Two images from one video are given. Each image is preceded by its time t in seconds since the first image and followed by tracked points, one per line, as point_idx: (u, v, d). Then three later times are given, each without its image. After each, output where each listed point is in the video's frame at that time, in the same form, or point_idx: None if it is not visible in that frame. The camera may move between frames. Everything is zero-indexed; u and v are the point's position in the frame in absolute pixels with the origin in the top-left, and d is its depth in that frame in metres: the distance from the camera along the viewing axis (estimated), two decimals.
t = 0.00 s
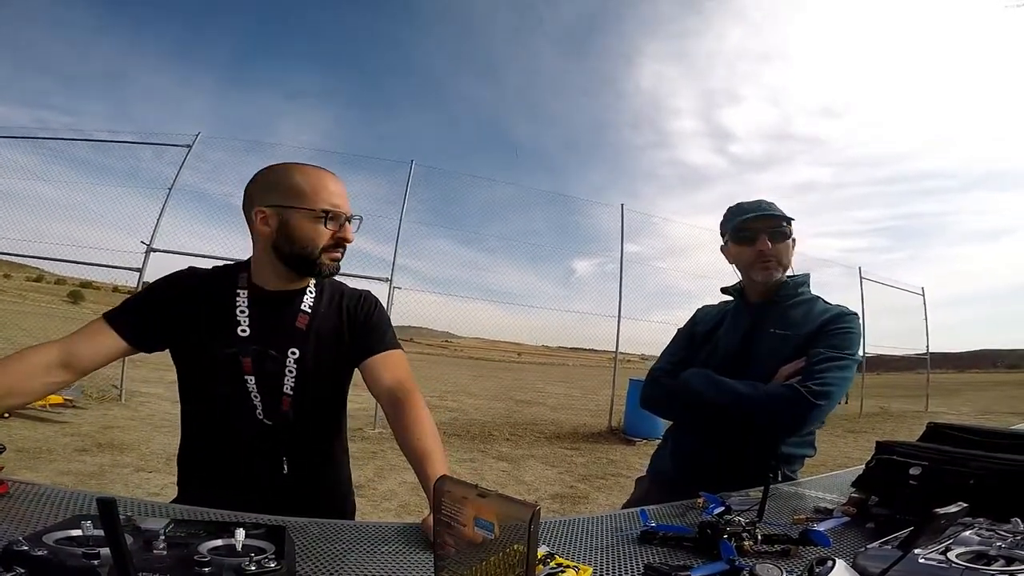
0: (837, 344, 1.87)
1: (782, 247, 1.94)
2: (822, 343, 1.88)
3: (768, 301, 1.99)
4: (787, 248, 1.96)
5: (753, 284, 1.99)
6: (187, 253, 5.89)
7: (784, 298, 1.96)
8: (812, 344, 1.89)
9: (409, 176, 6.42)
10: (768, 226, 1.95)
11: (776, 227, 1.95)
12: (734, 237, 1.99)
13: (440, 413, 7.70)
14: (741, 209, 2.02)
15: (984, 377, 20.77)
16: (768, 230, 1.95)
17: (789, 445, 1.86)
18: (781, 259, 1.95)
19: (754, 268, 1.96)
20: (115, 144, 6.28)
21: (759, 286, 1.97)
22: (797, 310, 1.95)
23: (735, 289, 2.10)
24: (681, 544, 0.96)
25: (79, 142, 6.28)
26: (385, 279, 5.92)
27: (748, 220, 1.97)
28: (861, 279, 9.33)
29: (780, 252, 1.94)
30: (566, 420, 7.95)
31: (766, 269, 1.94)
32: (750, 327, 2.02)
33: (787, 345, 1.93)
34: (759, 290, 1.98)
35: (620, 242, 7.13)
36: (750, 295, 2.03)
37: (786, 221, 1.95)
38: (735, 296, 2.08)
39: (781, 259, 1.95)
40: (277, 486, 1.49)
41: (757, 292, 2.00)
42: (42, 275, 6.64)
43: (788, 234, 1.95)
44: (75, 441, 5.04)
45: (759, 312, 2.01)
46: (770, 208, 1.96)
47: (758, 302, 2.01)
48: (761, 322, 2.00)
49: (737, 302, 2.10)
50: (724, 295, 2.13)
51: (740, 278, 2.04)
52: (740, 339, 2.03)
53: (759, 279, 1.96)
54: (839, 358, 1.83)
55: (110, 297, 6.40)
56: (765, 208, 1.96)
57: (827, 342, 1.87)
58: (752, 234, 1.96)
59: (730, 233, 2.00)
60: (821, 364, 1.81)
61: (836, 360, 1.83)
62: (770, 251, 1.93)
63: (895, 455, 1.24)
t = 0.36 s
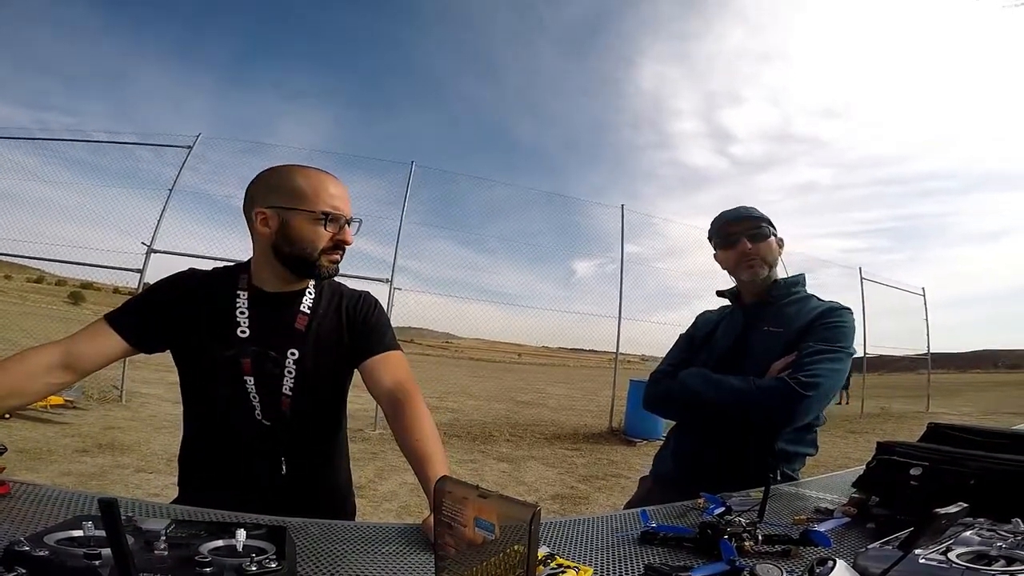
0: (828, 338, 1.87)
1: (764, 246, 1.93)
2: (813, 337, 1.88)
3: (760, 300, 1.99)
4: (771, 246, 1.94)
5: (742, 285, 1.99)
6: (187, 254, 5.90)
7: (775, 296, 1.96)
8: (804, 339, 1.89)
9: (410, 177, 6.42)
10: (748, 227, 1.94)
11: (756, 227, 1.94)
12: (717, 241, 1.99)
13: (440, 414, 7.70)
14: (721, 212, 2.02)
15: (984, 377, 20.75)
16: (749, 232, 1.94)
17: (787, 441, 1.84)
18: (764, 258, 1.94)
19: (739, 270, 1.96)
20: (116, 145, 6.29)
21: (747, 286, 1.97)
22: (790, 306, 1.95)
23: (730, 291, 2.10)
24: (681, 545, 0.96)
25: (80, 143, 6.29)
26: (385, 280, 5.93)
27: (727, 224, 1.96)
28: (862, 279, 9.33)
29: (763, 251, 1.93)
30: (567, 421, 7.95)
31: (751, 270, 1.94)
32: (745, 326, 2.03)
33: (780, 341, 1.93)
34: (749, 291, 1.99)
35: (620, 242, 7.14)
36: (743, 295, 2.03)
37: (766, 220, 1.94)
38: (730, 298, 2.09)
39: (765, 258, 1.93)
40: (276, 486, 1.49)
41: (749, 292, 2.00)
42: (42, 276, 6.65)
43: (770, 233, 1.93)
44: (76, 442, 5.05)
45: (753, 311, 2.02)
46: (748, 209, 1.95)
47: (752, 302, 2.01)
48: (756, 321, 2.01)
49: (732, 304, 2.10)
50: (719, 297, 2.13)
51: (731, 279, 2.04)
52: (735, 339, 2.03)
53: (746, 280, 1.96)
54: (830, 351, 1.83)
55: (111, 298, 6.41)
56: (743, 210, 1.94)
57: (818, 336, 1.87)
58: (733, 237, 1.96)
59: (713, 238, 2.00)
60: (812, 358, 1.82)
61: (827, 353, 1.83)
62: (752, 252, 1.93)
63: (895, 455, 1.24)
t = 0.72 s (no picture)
0: (825, 335, 1.87)
1: (763, 248, 1.93)
2: (810, 334, 1.88)
3: (757, 300, 1.99)
4: (769, 248, 1.94)
5: (739, 286, 2.00)
6: (188, 254, 5.90)
7: (770, 296, 1.96)
8: (801, 336, 1.90)
9: (411, 178, 6.42)
10: (749, 229, 1.93)
11: (757, 229, 1.93)
12: (717, 241, 1.99)
13: (440, 414, 7.70)
14: (721, 212, 2.01)
15: (984, 378, 20.75)
16: (749, 233, 1.93)
17: (787, 440, 1.82)
18: (763, 260, 1.94)
19: (738, 271, 1.96)
20: (116, 144, 6.28)
21: (744, 288, 1.97)
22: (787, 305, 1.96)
23: (727, 292, 2.10)
24: (682, 546, 0.96)
25: (81, 143, 6.29)
26: (385, 281, 5.92)
27: (728, 224, 1.95)
28: (863, 281, 9.33)
29: (762, 253, 1.93)
30: (567, 421, 7.95)
31: (750, 272, 1.94)
32: (743, 325, 2.03)
33: (777, 339, 1.93)
34: (746, 292, 1.99)
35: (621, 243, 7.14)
36: (740, 296, 2.03)
37: (765, 221, 1.93)
38: (728, 298, 2.08)
39: (763, 261, 1.93)
40: (276, 487, 1.49)
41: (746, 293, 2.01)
42: (43, 276, 6.65)
43: (769, 235, 1.93)
44: (76, 441, 5.04)
45: (750, 311, 2.02)
46: (747, 210, 1.94)
47: (749, 301, 2.01)
48: (753, 320, 2.01)
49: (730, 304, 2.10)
50: (717, 298, 2.13)
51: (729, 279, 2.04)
52: (733, 338, 2.03)
53: (744, 281, 1.96)
54: (828, 348, 1.84)
55: (111, 298, 6.41)
56: (743, 211, 1.93)
57: (815, 333, 1.88)
58: (732, 237, 1.95)
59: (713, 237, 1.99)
60: (810, 354, 1.82)
61: (824, 350, 1.83)
62: (751, 254, 1.92)
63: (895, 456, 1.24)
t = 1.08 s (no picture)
0: (816, 332, 1.86)
1: (764, 248, 1.94)
2: (801, 331, 1.87)
3: (753, 299, 1.99)
4: (770, 248, 1.95)
5: (737, 285, 2.01)
6: (187, 258, 5.90)
7: (770, 294, 1.95)
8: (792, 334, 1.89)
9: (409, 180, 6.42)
10: (751, 227, 1.93)
11: (759, 228, 1.93)
12: (718, 238, 1.99)
13: (440, 416, 7.70)
14: (725, 210, 2.01)
15: (984, 376, 20.75)
16: (751, 232, 1.93)
17: (776, 437, 1.82)
18: (763, 259, 1.94)
19: (737, 269, 1.97)
20: (115, 148, 6.28)
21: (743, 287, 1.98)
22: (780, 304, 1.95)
23: (726, 292, 2.10)
24: (683, 546, 0.96)
25: (79, 147, 6.28)
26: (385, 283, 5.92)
27: (730, 222, 1.95)
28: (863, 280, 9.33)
29: (763, 253, 1.94)
30: (567, 422, 7.94)
31: (749, 270, 1.95)
32: (739, 324, 2.03)
33: (770, 337, 1.93)
34: (745, 291, 2.00)
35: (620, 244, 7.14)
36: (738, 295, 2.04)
37: (768, 221, 1.93)
38: (726, 298, 2.09)
39: (763, 260, 1.94)
40: (274, 490, 1.49)
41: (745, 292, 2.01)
42: (42, 280, 6.64)
43: (770, 235, 1.94)
44: (76, 446, 5.04)
45: (745, 310, 2.02)
46: (751, 209, 1.93)
47: (746, 300, 2.01)
48: (748, 320, 2.01)
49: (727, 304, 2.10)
50: (716, 298, 2.14)
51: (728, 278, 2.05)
52: (729, 337, 2.04)
53: (743, 280, 1.97)
54: (818, 345, 1.82)
55: (111, 302, 6.40)
56: (746, 210, 1.93)
57: (806, 331, 1.87)
58: (734, 235, 1.95)
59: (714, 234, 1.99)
60: (798, 351, 1.81)
61: (814, 347, 1.82)
62: (752, 253, 1.93)
63: (895, 455, 1.24)
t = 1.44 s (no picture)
0: (823, 332, 1.86)
1: (769, 246, 1.93)
2: (808, 331, 1.87)
3: (759, 298, 1.99)
4: (776, 246, 1.95)
5: (741, 283, 2.01)
6: (185, 257, 5.90)
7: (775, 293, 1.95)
8: (798, 334, 1.89)
9: (408, 179, 6.42)
10: (757, 226, 1.93)
11: (765, 227, 1.93)
12: (723, 236, 1.99)
13: (440, 415, 7.70)
14: (730, 209, 2.00)
15: (983, 376, 20.79)
16: (756, 230, 1.93)
17: (784, 438, 1.82)
18: (768, 258, 1.94)
19: (742, 267, 1.97)
20: (113, 147, 6.27)
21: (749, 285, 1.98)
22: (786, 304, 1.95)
23: (731, 291, 2.10)
24: (683, 545, 0.96)
25: (78, 146, 6.28)
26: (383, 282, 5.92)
27: (735, 221, 1.95)
28: (862, 279, 9.34)
29: (768, 252, 1.93)
30: (566, 421, 7.95)
31: (753, 269, 1.95)
32: (744, 324, 2.03)
33: (777, 337, 1.93)
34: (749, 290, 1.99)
35: (619, 243, 7.14)
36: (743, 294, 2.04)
37: (774, 219, 1.92)
38: (730, 297, 2.09)
39: (769, 259, 1.94)
40: (270, 489, 1.49)
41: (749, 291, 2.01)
42: (40, 279, 6.64)
43: (776, 234, 1.93)
44: (75, 445, 5.04)
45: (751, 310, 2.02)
46: (755, 208, 1.93)
47: (751, 299, 2.01)
48: (754, 319, 2.01)
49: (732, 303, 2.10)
50: (720, 297, 2.13)
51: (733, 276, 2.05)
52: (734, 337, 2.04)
53: (748, 278, 1.97)
54: (825, 345, 1.83)
55: (109, 301, 6.40)
56: (752, 208, 1.93)
57: (813, 331, 1.87)
58: (740, 234, 1.95)
59: (720, 232, 1.99)
60: (805, 352, 1.82)
61: (820, 347, 1.83)
62: (757, 251, 1.93)
63: (895, 454, 1.24)
